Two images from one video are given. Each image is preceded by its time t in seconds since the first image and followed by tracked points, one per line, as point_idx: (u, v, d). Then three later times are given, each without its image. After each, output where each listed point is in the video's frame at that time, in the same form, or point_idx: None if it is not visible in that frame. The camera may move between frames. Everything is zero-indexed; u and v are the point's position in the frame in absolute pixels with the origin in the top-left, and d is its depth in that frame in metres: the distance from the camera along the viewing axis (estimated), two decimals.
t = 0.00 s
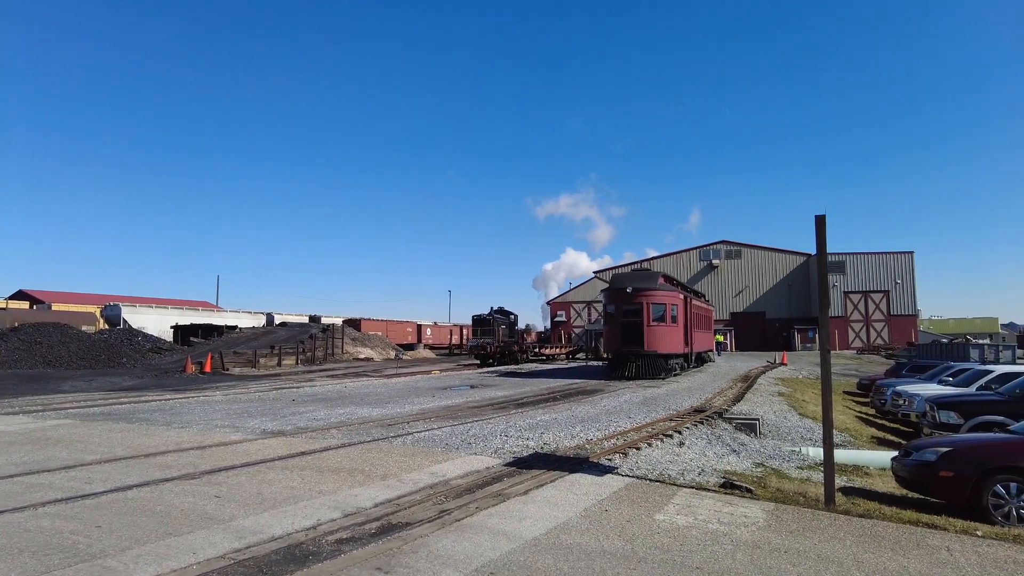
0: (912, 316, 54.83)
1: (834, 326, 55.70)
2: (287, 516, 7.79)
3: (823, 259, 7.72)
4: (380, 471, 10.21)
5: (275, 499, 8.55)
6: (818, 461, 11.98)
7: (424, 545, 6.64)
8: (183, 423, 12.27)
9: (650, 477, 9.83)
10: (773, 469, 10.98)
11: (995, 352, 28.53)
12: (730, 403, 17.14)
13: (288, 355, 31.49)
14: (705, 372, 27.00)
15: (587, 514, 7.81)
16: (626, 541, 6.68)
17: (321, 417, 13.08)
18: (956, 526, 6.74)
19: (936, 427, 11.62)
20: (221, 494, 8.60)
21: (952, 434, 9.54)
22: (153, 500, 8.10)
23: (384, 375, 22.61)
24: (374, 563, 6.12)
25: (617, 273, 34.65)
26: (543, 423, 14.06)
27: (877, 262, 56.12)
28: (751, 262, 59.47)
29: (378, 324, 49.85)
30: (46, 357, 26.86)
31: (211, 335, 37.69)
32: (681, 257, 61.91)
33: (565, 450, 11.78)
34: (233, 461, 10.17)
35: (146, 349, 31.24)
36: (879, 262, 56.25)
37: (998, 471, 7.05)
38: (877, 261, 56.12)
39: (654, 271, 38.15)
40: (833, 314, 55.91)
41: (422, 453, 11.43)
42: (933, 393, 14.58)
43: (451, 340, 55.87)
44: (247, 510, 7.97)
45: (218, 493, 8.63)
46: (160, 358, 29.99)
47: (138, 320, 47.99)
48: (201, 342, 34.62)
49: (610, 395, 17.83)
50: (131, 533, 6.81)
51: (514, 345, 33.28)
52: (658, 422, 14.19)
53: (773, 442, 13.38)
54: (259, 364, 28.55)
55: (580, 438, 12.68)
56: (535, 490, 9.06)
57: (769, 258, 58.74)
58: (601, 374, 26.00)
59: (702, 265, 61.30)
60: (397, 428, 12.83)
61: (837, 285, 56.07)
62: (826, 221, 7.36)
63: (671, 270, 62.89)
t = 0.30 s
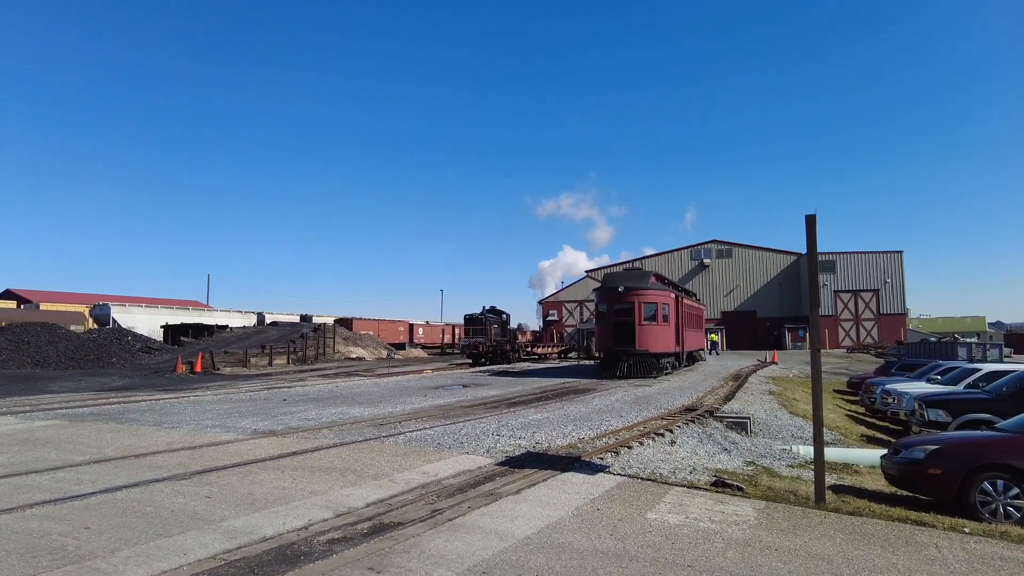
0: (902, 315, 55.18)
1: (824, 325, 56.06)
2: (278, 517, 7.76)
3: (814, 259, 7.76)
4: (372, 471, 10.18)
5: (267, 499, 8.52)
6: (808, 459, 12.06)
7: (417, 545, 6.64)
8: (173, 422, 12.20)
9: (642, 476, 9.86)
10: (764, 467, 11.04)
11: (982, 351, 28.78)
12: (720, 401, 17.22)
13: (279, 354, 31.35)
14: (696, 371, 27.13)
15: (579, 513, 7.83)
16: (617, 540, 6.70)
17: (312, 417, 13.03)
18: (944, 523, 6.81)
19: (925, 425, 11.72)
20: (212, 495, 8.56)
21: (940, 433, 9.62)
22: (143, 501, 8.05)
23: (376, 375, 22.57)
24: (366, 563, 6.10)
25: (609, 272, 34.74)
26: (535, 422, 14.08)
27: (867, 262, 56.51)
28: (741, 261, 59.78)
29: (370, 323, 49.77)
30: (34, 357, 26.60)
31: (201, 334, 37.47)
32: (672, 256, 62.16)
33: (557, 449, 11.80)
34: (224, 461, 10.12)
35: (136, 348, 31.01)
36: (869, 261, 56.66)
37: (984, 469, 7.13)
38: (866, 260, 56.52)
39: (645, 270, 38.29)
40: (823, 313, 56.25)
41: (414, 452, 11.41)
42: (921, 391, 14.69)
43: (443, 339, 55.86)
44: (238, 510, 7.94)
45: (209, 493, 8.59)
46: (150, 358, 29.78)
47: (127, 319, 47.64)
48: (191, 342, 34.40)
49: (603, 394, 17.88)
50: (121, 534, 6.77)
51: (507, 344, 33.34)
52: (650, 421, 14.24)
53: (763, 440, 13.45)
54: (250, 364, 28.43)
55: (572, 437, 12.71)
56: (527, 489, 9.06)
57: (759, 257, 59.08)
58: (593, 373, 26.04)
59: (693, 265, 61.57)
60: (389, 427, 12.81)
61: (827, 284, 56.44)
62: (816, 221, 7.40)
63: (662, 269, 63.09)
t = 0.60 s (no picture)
0: (893, 314, 55.48)
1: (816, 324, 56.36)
2: (270, 517, 7.73)
3: (806, 259, 7.79)
4: (365, 471, 10.16)
5: (259, 499, 8.49)
6: (800, 457, 12.12)
7: (410, 544, 6.63)
8: (165, 423, 12.14)
9: (635, 474, 9.88)
10: (756, 466, 11.09)
11: (972, 350, 28.97)
12: (714, 400, 17.27)
13: (271, 354, 31.24)
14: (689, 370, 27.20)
15: (573, 512, 7.83)
16: (611, 538, 6.71)
17: (305, 417, 12.99)
18: (934, 520, 6.85)
19: (916, 423, 11.78)
20: (204, 495, 8.52)
21: (929, 430, 9.69)
22: (135, 501, 8.00)
23: (369, 374, 22.54)
24: (359, 562, 6.09)
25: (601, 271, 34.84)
26: (529, 421, 14.08)
27: (858, 261, 56.82)
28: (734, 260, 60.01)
29: (363, 323, 49.70)
30: (24, 357, 26.39)
31: (194, 334, 37.28)
32: (665, 255, 62.35)
33: (550, 448, 11.80)
34: (215, 462, 10.07)
35: (128, 348, 30.82)
36: (860, 260, 56.97)
37: (974, 466, 7.17)
38: (858, 259, 56.88)
39: (638, 269, 38.38)
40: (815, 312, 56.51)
41: (408, 452, 11.39)
42: (913, 390, 14.77)
43: (437, 339, 55.84)
44: (230, 510, 7.90)
45: (201, 493, 8.55)
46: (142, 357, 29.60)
47: (119, 319, 47.35)
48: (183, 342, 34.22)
49: (596, 393, 17.91)
50: (112, 535, 6.73)
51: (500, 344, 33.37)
52: (643, 420, 14.27)
53: (756, 439, 13.50)
54: (243, 364, 28.33)
55: (566, 436, 12.72)
56: (520, 489, 9.06)
57: (752, 257, 59.32)
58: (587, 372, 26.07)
59: (686, 264, 61.76)
60: (382, 427, 12.78)
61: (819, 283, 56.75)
62: (808, 220, 7.43)
63: (655, 268, 63.27)
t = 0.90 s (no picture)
0: (886, 313, 55.77)
1: (809, 323, 56.57)
2: (265, 517, 7.71)
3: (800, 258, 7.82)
4: (360, 471, 10.14)
5: (253, 499, 8.47)
6: (794, 456, 12.16)
7: (405, 544, 6.62)
8: (158, 423, 12.10)
9: (630, 474, 9.90)
10: (750, 465, 11.12)
11: (965, 348, 29.14)
12: (708, 399, 17.32)
13: (265, 353, 31.16)
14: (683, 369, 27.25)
15: (568, 511, 7.84)
16: (606, 538, 6.73)
17: (300, 417, 12.96)
18: (926, 519, 6.89)
19: (908, 422, 11.86)
20: (198, 495, 8.49)
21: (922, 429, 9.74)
22: (128, 502, 7.96)
23: (364, 374, 22.50)
24: (354, 563, 6.08)
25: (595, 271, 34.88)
26: (524, 420, 14.09)
27: (851, 260, 57.09)
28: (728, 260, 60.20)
29: (357, 322, 49.62)
30: (15, 357, 26.22)
31: (187, 333, 37.12)
32: (660, 254, 62.48)
33: (545, 448, 11.81)
34: (209, 462, 10.04)
35: (121, 348, 30.67)
36: (853, 260, 57.25)
37: (966, 465, 7.22)
38: (851, 259, 57.14)
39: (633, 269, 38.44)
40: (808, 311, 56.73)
41: (402, 452, 11.38)
42: (905, 389, 14.85)
43: (432, 338, 55.80)
44: (224, 511, 7.88)
45: (195, 494, 8.53)
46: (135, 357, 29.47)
47: (112, 319, 47.17)
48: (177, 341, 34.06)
49: (591, 392, 17.92)
50: (105, 536, 6.70)
51: (495, 343, 33.37)
52: (637, 419, 14.29)
53: (750, 438, 13.54)
54: (237, 363, 28.25)
55: (561, 436, 12.73)
56: (515, 488, 9.07)
57: (746, 256, 59.50)
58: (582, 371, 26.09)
59: (680, 263, 61.90)
60: (377, 427, 12.76)
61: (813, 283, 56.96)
62: (802, 220, 7.46)
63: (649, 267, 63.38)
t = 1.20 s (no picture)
0: (880, 312, 56.01)
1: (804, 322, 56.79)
2: (259, 517, 7.70)
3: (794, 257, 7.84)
4: (355, 470, 10.12)
5: (248, 499, 8.45)
6: (788, 454, 12.20)
7: (400, 544, 6.61)
8: (152, 423, 12.06)
9: (625, 473, 9.91)
10: (745, 464, 11.15)
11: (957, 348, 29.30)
12: (702, 398, 17.36)
13: (260, 353, 31.09)
14: (678, 369, 27.28)
15: (562, 510, 7.85)
16: (600, 536, 6.73)
17: (294, 417, 12.93)
18: (920, 517, 6.92)
19: (902, 420, 11.91)
20: (192, 495, 8.46)
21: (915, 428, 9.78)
22: (121, 502, 7.93)
23: (359, 374, 22.48)
24: (348, 563, 6.06)
25: (591, 271, 34.95)
26: (519, 419, 14.11)
27: (846, 260, 57.30)
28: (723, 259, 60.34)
29: (353, 322, 49.58)
30: (8, 357, 26.08)
31: (181, 333, 37.00)
32: (655, 254, 62.61)
33: (540, 447, 11.81)
34: (203, 462, 10.01)
35: (114, 348, 30.54)
36: (848, 260, 57.46)
37: (959, 463, 7.25)
38: (846, 259, 57.39)
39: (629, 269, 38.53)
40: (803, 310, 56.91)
41: (397, 452, 11.37)
42: (899, 387, 14.92)
43: (427, 337, 55.74)
44: (219, 511, 7.86)
45: (189, 494, 8.50)
46: (129, 357, 29.33)
47: (106, 318, 46.98)
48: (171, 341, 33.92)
49: (586, 391, 17.93)
50: (98, 536, 6.67)
51: (490, 343, 33.35)
52: (632, 418, 14.31)
53: (744, 437, 13.58)
54: (231, 363, 28.18)
55: (556, 435, 12.73)
56: (509, 487, 9.07)
57: (741, 256, 59.66)
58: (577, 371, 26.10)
59: (675, 263, 62.04)
60: (371, 427, 12.75)
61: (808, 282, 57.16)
62: (796, 220, 7.47)
63: (645, 267, 63.49)
